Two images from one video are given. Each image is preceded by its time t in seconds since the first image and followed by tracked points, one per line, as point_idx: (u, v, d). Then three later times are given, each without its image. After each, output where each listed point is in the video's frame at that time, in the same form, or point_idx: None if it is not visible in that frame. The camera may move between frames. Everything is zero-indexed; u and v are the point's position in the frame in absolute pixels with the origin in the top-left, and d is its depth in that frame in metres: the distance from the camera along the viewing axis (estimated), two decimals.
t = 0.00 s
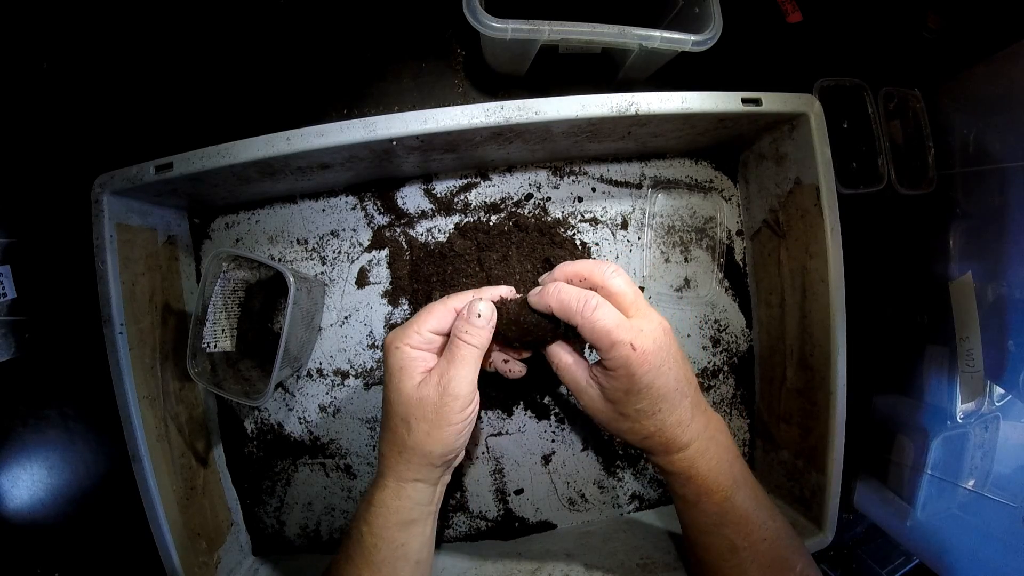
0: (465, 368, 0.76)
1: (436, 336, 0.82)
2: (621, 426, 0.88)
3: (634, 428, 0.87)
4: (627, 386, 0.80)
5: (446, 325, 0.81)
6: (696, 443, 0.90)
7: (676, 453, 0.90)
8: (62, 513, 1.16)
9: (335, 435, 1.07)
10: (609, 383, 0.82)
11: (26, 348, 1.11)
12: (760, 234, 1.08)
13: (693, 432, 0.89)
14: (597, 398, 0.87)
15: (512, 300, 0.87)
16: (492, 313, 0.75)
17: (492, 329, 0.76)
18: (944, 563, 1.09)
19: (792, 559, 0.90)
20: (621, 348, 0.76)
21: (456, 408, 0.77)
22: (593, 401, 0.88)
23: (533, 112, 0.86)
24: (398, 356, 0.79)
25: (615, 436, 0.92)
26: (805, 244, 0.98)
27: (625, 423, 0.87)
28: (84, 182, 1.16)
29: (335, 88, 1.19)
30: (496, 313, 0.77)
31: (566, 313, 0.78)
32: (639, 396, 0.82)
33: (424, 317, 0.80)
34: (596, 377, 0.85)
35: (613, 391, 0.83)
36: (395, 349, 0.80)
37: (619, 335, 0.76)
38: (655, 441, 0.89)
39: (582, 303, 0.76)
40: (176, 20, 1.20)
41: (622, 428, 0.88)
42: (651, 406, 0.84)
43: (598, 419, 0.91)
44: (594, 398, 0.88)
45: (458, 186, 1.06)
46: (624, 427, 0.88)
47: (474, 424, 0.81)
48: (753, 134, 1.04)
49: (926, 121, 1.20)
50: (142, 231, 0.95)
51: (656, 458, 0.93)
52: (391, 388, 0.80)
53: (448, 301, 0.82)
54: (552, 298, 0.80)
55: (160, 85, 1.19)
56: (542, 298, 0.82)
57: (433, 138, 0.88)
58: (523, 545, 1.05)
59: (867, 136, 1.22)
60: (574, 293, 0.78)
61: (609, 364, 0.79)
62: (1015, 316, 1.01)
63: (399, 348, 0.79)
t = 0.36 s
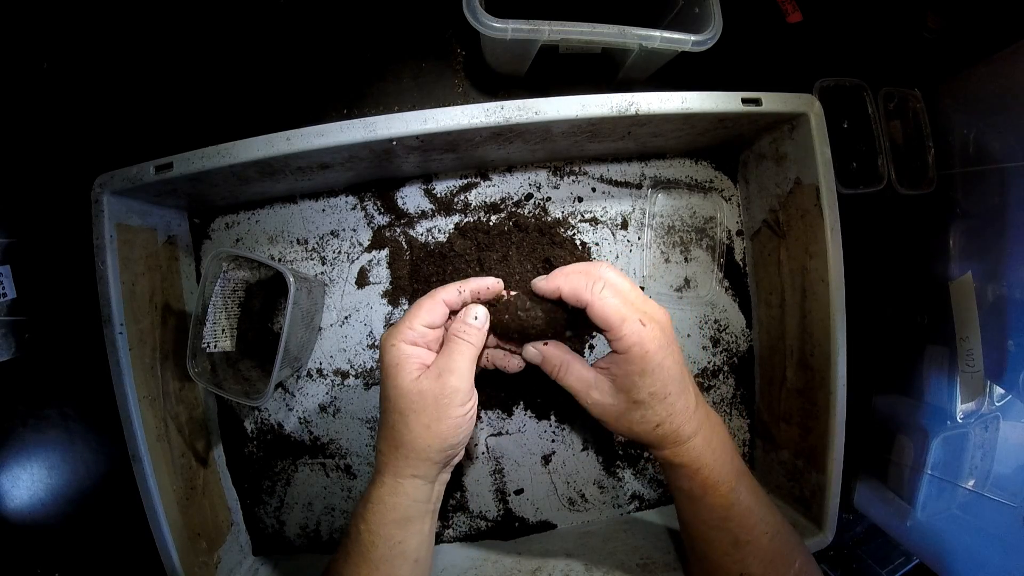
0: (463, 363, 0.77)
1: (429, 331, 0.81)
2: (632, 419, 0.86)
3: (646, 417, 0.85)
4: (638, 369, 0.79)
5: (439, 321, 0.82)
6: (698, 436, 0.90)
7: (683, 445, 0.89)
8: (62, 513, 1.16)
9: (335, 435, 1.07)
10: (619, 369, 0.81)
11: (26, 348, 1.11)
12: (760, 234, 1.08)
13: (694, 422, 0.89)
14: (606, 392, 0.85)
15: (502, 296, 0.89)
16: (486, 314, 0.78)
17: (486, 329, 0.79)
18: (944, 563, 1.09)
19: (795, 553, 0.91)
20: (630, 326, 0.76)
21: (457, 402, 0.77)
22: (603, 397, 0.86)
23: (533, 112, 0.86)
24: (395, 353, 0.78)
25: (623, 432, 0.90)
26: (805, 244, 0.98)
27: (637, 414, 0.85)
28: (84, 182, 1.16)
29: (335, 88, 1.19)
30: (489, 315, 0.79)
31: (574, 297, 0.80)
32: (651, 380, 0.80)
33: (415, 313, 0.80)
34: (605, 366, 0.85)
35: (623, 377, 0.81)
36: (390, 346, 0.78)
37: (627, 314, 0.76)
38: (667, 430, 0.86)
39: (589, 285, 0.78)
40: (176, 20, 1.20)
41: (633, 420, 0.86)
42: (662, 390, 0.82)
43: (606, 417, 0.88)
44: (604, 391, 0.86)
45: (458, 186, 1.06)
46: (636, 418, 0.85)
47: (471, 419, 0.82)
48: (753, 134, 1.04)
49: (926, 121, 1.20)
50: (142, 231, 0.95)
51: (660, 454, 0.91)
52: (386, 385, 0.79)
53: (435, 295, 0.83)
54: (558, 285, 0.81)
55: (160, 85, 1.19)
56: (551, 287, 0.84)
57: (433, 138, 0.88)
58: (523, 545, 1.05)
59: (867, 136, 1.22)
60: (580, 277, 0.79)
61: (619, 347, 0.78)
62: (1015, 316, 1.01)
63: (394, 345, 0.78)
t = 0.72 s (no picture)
0: (468, 369, 0.76)
1: (429, 334, 0.80)
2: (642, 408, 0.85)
3: (658, 404, 0.84)
4: (651, 352, 0.79)
5: (439, 324, 0.80)
6: (704, 429, 0.90)
7: (690, 436, 0.89)
8: (61, 513, 1.16)
9: (335, 435, 1.07)
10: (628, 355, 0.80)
11: (26, 348, 1.11)
12: (760, 234, 1.08)
13: (700, 412, 0.89)
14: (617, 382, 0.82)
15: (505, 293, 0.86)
16: (505, 323, 0.75)
17: (502, 337, 0.76)
18: (944, 563, 1.09)
19: (795, 551, 0.91)
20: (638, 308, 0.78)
21: (455, 407, 0.77)
22: (615, 386, 0.83)
23: (533, 112, 0.86)
24: (394, 356, 0.78)
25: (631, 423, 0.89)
26: (805, 244, 0.98)
27: (648, 402, 0.84)
28: (84, 182, 1.16)
29: (336, 88, 1.19)
30: (508, 322, 0.77)
31: (580, 288, 0.82)
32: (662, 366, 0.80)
33: (416, 317, 0.79)
34: (615, 355, 0.82)
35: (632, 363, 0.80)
36: (389, 348, 0.79)
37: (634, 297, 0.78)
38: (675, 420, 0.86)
39: (595, 274, 0.81)
40: (176, 20, 1.20)
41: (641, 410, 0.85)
42: (672, 376, 0.82)
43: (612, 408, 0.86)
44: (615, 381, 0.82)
45: (458, 186, 1.06)
46: (648, 407, 0.84)
47: (470, 419, 0.82)
48: (753, 134, 1.04)
49: (926, 121, 1.20)
50: (142, 231, 0.95)
51: (667, 448, 0.91)
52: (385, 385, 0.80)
53: (440, 302, 0.79)
54: (565, 277, 0.84)
55: (160, 84, 1.19)
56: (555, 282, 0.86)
57: (433, 138, 0.88)
58: (523, 545, 1.05)
59: (867, 136, 1.21)
60: (585, 269, 0.83)
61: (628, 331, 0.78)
62: (1014, 315, 1.01)
63: (394, 347, 0.79)
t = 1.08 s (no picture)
0: (477, 374, 0.76)
1: (437, 330, 0.81)
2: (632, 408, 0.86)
3: (647, 409, 0.85)
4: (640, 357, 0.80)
5: (446, 319, 0.81)
6: (699, 429, 0.90)
7: (684, 437, 0.89)
8: (61, 513, 1.16)
9: (335, 435, 1.07)
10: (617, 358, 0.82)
11: (26, 348, 1.11)
12: (760, 234, 1.08)
13: (695, 414, 0.89)
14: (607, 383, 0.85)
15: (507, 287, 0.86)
16: (519, 331, 0.75)
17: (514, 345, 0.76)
18: (944, 563, 1.09)
19: (791, 552, 0.90)
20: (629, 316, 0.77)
21: (463, 411, 0.77)
22: (604, 389, 0.85)
23: (533, 112, 0.86)
24: (402, 352, 0.79)
25: (623, 423, 0.90)
26: (805, 244, 0.98)
27: (639, 405, 0.85)
28: (84, 182, 1.16)
29: (335, 88, 1.19)
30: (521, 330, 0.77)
31: (568, 290, 0.80)
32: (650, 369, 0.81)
33: (423, 313, 0.79)
34: (608, 357, 0.84)
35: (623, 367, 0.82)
36: (398, 345, 0.79)
37: (625, 304, 0.77)
38: (665, 423, 0.87)
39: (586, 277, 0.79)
40: (176, 20, 1.20)
41: (632, 412, 0.86)
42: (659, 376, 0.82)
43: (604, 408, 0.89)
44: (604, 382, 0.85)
45: (458, 186, 1.06)
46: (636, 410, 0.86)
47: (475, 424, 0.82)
48: (754, 134, 1.04)
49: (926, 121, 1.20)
50: (142, 231, 0.95)
51: (661, 447, 0.92)
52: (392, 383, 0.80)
53: (445, 296, 0.80)
54: (554, 277, 0.82)
55: (160, 84, 1.19)
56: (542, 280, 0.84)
57: (433, 138, 0.88)
58: (523, 545, 1.05)
59: (867, 136, 1.22)
60: (575, 270, 0.80)
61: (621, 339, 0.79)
62: (1015, 316, 1.01)
63: (403, 345, 0.79)
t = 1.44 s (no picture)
0: (479, 378, 0.77)
1: (438, 330, 0.82)
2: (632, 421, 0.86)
3: (648, 420, 0.85)
4: (641, 373, 0.80)
5: (448, 319, 0.82)
6: (697, 436, 0.91)
7: (683, 444, 0.90)
8: (61, 513, 1.16)
9: (335, 435, 1.07)
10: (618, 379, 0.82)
11: (26, 348, 1.11)
12: (760, 234, 1.08)
13: (693, 419, 0.90)
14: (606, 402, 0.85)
15: (505, 285, 0.87)
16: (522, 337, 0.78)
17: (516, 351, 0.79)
18: (944, 562, 1.09)
19: (789, 554, 0.90)
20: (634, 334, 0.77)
21: (463, 415, 0.78)
22: (604, 400, 0.85)
23: (533, 112, 0.86)
24: (403, 355, 0.79)
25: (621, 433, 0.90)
26: (805, 244, 0.98)
27: (640, 416, 0.85)
28: (84, 182, 1.16)
29: (335, 88, 1.19)
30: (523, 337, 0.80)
31: (565, 286, 0.86)
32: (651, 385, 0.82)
33: (427, 315, 0.80)
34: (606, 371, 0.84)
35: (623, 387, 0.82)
36: (400, 347, 0.80)
37: (623, 324, 0.77)
38: (664, 433, 0.87)
39: (582, 271, 0.85)
40: (176, 20, 1.20)
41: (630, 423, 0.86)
42: (660, 390, 0.82)
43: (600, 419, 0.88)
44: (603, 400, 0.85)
45: (458, 186, 1.06)
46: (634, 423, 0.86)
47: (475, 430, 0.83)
48: (754, 134, 1.04)
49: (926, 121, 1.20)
50: (142, 231, 0.95)
51: (659, 454, 0.92)
52: (392, 385, 0.81)
53: (446, 294, 0.81)
54: (540, 315, 0.80)
55: (160, 84, 1.19)
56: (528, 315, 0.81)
57: (433, 138, 0.88)
58: (523, 545, 1.05)
59: (867, 136, 1.22)
60: (563, 303, 0.79)
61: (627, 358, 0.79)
62: (1015, 315, 1.01)
63: (405, 346, 0.80)
